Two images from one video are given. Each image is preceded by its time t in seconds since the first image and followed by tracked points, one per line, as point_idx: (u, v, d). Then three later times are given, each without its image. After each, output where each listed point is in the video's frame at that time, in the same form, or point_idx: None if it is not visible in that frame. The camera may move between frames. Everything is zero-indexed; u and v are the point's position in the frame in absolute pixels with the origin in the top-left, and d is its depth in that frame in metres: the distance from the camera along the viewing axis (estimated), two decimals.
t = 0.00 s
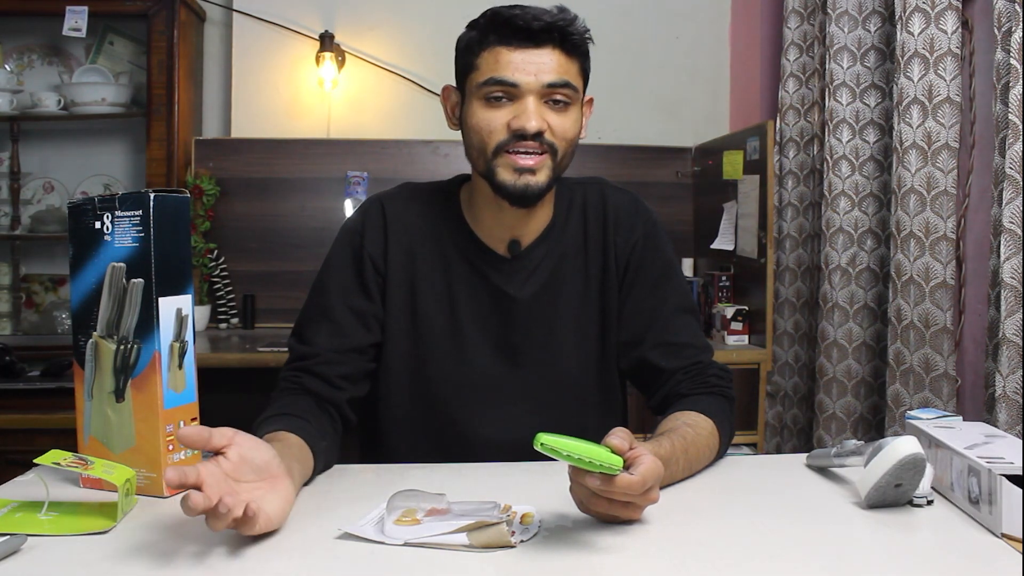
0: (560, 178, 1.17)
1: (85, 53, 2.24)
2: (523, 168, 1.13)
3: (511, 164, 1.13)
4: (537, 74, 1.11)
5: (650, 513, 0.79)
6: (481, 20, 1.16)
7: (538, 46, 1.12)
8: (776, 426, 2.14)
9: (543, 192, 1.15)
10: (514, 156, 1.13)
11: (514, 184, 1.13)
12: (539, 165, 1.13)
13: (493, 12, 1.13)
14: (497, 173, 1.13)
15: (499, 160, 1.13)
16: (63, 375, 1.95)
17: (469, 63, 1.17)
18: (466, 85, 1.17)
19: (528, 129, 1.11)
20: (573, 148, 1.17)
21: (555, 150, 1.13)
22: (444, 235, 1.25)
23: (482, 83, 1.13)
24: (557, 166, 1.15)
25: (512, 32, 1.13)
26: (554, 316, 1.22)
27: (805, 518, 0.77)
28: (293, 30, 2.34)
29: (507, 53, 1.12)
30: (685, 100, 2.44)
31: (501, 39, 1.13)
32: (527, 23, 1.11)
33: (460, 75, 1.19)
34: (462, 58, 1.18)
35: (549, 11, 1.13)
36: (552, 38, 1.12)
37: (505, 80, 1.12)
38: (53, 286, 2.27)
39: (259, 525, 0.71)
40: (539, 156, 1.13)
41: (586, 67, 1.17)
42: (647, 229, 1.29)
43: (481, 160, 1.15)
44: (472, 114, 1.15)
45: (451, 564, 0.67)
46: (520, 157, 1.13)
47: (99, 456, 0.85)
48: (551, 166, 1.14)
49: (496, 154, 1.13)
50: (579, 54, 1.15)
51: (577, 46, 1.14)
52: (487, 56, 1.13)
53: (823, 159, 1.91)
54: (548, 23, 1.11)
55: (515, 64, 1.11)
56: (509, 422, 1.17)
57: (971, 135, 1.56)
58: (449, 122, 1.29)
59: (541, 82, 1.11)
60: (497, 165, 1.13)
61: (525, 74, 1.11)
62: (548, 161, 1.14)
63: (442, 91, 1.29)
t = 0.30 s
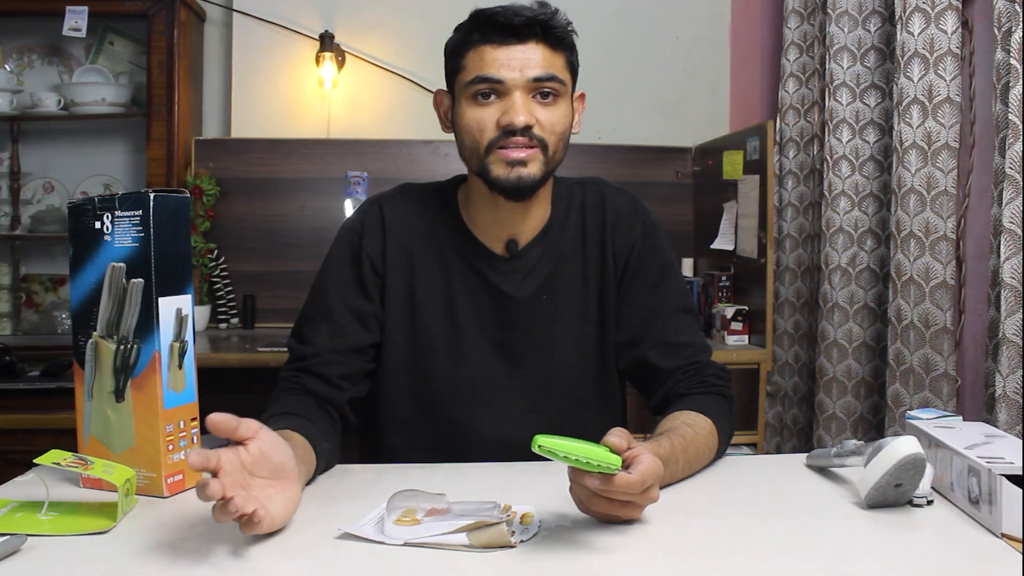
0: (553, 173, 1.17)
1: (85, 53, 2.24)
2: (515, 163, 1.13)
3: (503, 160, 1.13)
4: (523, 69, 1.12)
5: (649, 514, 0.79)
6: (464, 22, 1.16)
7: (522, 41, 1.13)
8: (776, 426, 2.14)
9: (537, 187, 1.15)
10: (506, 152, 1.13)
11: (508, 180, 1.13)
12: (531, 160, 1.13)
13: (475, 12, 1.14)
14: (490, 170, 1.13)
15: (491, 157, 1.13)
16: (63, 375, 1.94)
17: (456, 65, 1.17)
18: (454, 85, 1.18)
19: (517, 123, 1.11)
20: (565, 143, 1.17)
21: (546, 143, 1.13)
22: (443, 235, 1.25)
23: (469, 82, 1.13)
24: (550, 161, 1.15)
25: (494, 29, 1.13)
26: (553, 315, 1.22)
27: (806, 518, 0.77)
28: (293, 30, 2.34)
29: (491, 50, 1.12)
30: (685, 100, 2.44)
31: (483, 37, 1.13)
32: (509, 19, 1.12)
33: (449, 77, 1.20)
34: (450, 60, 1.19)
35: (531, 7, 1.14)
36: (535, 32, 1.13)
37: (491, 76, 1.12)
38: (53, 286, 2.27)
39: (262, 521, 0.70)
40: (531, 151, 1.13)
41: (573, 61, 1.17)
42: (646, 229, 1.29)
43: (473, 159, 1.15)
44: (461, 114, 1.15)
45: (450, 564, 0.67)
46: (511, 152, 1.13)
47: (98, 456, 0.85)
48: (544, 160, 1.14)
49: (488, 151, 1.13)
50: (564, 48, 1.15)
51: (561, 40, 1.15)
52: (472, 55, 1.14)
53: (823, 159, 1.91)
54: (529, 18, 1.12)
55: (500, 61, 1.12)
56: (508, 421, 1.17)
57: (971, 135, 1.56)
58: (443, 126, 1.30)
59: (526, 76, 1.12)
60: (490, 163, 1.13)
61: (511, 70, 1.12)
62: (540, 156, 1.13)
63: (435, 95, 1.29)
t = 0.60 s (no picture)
0: (550, 172, 1.16)
1: (85, 53, 2.24)
2: (510, 163, 1.12)
3: (498, 161, 1.12)
4: (513, 68, 1.12)
5: (650, 514, 0.79)
6: (454, 24, 1.17)
7: (511, 41, 1.13)
8: (776, 426, 2.14)
9: (533, 186, 1.14)
10: (501, 153, 1.12)
11: (505, 180, 1.13)
12: (526, 158, 1.12)
13: (462, 15, 1.14)
14: (487, 172, 1.13)
15: (486, 158, 1.13)
16: (63, 375, 1.95)
17: (449, 69, 1.18)
18: (448, 88, 1.18)
19: (510, 123, 1.11)
20: (560, 140, 1.16)
21: (540, 140, 1.13)
22: (443, 235, 1.25)
23: (461, 84, 1.14)
24: (545, 160, 1.14)
25: (482, 30, 1.13)
26: (553, 315, 1.22)
27: (806, 518, 0.77)
28: (293, 30, 2.34)
29: (481, 50, 1.13)
30: (685, 100, 2.44)
31: (471, 38, 1.14)
32: (496, 20, 1.12)
33: (443, 80, 1.20)
34: (443, 64, 1.19)
35: (517, 6, 1.14)
36: (523, 32, 1.13)
37: (481, 77, 1.12)
38: (53, 286, 2.27)
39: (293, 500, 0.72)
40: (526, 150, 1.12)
41: (563, 58, 1.17)
42: (645, 229, 1.29)
43: (470, 161, 1.14)
44: (455, 117, 1.15)
45: (451, 564, 0.67)
46: (506, 153, 1.12)
47: (99, 456, 0.85)
48: (540, 158, 1.13)
49: (483, 153, 1.13)
50: (553, 45, 1.15)
51: (549, 38, 1.14)
52: (463, 57, 1.14)
53: (823, 159, 1.91)
54: (516, 17, 1.12)
55: (490, 61, 1.12)
56: (508, 421, 1.17)
57: (971, 135, 1.56)
58: (439, 129, 1.29)
59: (517, 75, 1.12)
60: (486, 164, 1.13)
61: (501, 70, 1.12)
62: (535, 154, 1.13)
63: (431, 99, 1.29)
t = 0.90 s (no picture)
0: (543, 174, 1.15)
1: (85, 53, 2.24)
2: (502, 170, 1.11)
3: (489, 169, 1.11)
4: (501, 75, 1.09)
5: (651, 513, 0.79)
6: (442, 31, 1.14)
7: (498, 48, 1.09)
8: (776, 426, 2.14)
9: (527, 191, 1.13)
10: (491, 160, 1.11)
11: (498, 188, 1.12)
12: (518, 165, 1.11)
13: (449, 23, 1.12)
14: (480, 180, 1.12)
15: (478, 166, 1.11)
16: (63, 375, 1.94)
17: (439, 74, 1.15)
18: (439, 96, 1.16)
19: (499, 132, 1.09)
20: (553, 142, 1.15)
21: (532, 147, 1.11)
22: (441, 238, 1.24)
23: (450, 93, 1.11)
24: (537, 163, 1.13)
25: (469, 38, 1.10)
26: (552, 318, 1.22)
27: (805, 518, 0.78)
28: (293, 30, 2.34)
29: (467, 59, 1.10)
30: (685, 100, 2.44)
31: (458, 46, 1.11)
32: (481, 28, 1.09)
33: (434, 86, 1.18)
34: (434, 70, 1.17)
35: (502, 11, 1.11)
36: (509, 38, 1.10)
37: (469, 86, 1.09)
38: (53, 286, 2.27)
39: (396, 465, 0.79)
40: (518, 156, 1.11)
41: (553, 59, 1.14)
42: (644, 229, 1.28)
43: (463, 169, 1.13)
44: (447, 125, 1.13)
45: (450, 564, 0.67)
46: (497, 160, 1.11)
47: (99, 456, 0.85)
48: (532, 163, 1.12)
49: (475, 161, 1.11)
50: (542, 47, 1.12)
51: (537, 40, 1.11)
52: (450, 65, 1.12)
53: (823, 159, 1.91)
54: (502, 24, 1.09)
55: (477, 68, 1.09)
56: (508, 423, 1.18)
57: (971, 135, 1.56)
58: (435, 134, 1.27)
59: (505, 82, 1.09)
60: (478, 173, 1.12)
61: (489, 77, 1.09)
62: (527, 160, 1.11)
63: (426, 105, 1.27)
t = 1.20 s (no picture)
0: (530, 169, 1.14)
1: (85, 53, 2.24)
2: (487, 167, 1.11)
3: (474, 167, 1.11)
4: (479, 72, 1.09)
5: (650, 513, 0.79)
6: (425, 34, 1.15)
7: (475, 46, 1.10)
8: (776, 425, 2.14)
9: (514, 187, 1.13)
10: (475, 158, 1.11)
11: (484, 185, 1.12)
12: (502, 161, 1.11)
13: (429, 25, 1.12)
14: (466, 178, 1.12)
15: (464, 166, 1.12)
16: (63, 375, 1.94)
17: (423, 77, 1.16)
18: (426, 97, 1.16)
19: (479, 128, 1.09)
20: (538, 137, 1.14)
21: (516, 142, 1.11)
22: (439, 239, 1.24)
23: (432, 94, 1.12)
24: (522, 159, 1.12)
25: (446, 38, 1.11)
26: (551, 319, 1.22)
27: (805, 518, 0.77)
28: (293, 30, 2.34)
29: (444, 58, 1.10)
30: (685, 100, 2.44)
31: (437, 47, 1.11)
32: (455, 28, 1.09)
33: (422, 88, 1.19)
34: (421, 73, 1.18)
35: (476, 10, 1.11)
36: (485, 36, 1.10)
37: (448, 84, 1.09)
38: (53, 286, 2.27)
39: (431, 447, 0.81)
40: (502, 153, 1.11)
41: (535, 53, 1.14)
42: (643, 229, 1.28)
43: (450, 168, 1.14)
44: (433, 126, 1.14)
45: (451, 564, 0.67)
46: (481, 157, 1.10)
47: (99, 456, 0.85)
48: (517, 159, 1.12)
49: (461, 160, 1.12)
50: (520, 42, 1.12)
51: (514, 35, 1.11)
52: (431, 66, 1.12)
53: (823, 159, 1.91)
54: (475, 21, 1.09)
55: (455, 67, 1.09)
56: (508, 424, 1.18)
57: (971, 135, 1.56)
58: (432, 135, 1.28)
59: (482, 79, 1.09)
60: (464, 171, 1.12)
61: (467, 75, 1.09)
62: (510, 156, 1.11)
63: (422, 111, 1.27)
